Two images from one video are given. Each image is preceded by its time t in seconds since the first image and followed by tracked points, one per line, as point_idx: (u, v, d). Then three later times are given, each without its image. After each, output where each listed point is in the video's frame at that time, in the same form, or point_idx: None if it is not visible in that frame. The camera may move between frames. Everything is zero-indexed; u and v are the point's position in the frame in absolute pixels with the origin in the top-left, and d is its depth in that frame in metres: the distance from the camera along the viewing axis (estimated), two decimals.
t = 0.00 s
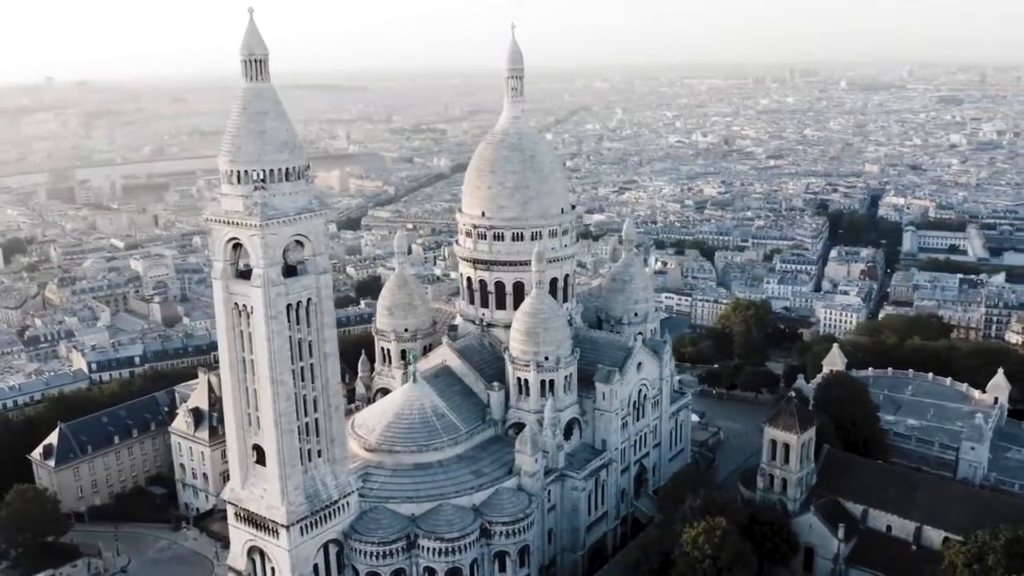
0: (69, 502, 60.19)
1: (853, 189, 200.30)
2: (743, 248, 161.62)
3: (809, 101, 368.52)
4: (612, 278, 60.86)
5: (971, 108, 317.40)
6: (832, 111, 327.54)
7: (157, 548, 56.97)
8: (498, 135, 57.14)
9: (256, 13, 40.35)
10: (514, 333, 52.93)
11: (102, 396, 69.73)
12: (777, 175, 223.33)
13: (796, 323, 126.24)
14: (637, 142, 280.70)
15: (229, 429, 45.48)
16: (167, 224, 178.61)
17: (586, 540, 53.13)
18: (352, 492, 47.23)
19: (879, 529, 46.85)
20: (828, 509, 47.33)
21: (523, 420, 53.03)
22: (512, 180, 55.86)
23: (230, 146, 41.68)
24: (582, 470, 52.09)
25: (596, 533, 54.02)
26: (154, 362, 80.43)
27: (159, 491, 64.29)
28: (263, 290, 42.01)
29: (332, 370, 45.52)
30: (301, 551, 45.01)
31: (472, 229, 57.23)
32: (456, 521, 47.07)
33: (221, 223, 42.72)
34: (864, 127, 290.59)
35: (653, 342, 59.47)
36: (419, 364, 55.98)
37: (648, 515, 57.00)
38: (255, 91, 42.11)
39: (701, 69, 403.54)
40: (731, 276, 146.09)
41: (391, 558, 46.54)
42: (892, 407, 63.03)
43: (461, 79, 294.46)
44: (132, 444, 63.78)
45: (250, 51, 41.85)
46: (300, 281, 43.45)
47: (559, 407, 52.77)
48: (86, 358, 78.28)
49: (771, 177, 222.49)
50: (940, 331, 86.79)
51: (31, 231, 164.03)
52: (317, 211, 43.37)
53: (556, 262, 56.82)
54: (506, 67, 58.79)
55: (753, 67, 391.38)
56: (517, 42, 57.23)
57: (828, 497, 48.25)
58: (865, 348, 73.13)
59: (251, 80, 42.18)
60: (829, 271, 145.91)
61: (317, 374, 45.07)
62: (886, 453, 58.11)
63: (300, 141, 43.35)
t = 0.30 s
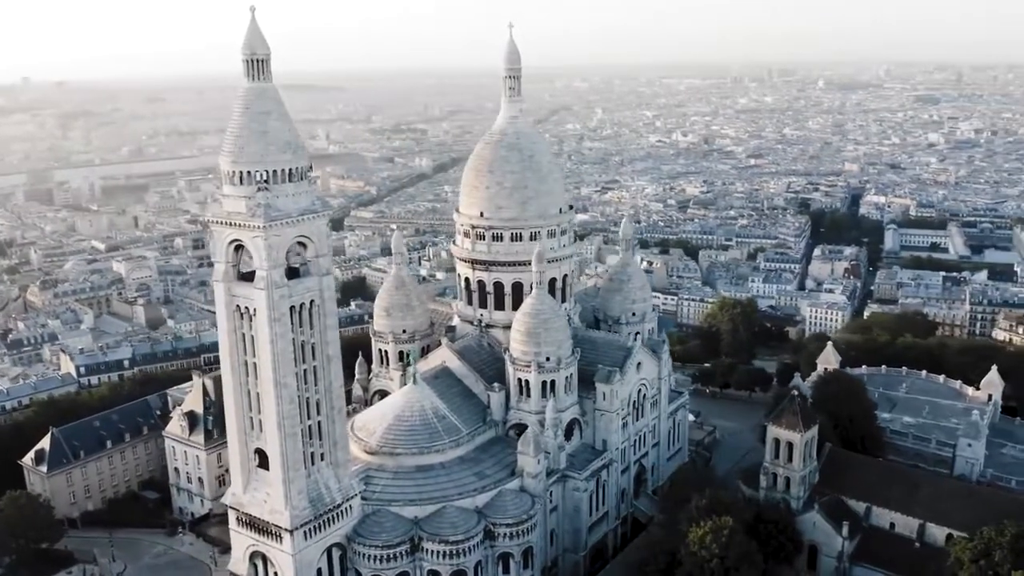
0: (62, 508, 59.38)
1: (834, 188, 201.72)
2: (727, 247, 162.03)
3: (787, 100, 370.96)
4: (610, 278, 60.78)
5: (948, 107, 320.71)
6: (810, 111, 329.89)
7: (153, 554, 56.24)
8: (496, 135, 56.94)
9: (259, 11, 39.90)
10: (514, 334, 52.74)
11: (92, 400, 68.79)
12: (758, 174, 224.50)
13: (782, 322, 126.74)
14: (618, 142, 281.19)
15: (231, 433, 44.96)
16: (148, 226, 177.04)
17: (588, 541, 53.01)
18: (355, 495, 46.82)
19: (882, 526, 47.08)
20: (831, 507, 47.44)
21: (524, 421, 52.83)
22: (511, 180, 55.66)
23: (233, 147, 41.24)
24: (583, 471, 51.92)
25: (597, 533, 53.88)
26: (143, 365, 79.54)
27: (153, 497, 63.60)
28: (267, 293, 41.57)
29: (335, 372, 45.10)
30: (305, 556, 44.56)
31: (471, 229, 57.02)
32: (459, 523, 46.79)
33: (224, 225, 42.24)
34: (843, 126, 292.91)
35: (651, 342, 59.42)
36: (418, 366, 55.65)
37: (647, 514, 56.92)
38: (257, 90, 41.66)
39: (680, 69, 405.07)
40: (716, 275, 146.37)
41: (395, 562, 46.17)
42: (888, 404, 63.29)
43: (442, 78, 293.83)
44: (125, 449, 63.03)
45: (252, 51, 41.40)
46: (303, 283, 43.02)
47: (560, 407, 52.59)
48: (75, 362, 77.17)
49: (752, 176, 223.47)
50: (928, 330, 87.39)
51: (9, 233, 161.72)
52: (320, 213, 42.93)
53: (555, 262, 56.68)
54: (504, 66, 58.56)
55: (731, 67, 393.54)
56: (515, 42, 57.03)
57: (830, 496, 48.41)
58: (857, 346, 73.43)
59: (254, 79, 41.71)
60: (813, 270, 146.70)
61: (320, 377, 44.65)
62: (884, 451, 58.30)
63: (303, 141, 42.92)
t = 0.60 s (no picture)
0: (51, 514, 58.51)
1: (811, 187, 203.32)
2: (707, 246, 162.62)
3: (761, 100, 373.59)
4: (603, 278, 60.73)
5: (920, 106, 324.20)
6: (785, 110, 332.14)
7: (145, 560, 55.50)
8: (490, 134, 56.76)
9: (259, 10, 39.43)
10: (511, 334, 52.60)
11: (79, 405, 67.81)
12: (736, 174, 225.71)
13: (764, 319, 127.23)
14: (595, 141, 281.62)
15: (229, 437, 44.43)
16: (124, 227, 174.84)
17: (586, 541, 52.87)
18: (355, 498, 46.42)
19: (881, 523, 47.54)
20: (832, 504, 47.68)
21: (522, 421, 52.67)
22: (506, 180, 55.51)
23: (232, 148, 40.77)
24: (582, 471, 51.81)
25: (595, 533, 53.81)
26: (128, 369, 78.59)
27: (143, 502, 62.86)
28: (267, 295, 41.10)
29: (335, 375, 44.70)
30: (306, 560, 44.10)
31: (465, 229, 56.82)
32: (460, 525, 46.56)
33: (222, 227, 41.71)
34: (817, 125, 295.38)
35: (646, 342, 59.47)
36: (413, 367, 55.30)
37: (644, 513, 56.87)
38: (257, 90, 41.24)
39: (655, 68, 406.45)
40: (697, 274, 146.75)
41: (396, 565, 45.84)
42: (879, 402, 63.67)
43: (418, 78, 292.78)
44: (113, 454, 62.24)
45: (250, 50, 40.92)
46: (303, 285, 42.54)
47: (558, 408, 52.47)
48: (59, 365, 75.96)
49: (729, 175, 224.67)
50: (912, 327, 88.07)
51: None
52: (321, 213, 42.52)
53: (550, 262, 56.59)
54: (498, 65, 58.37)
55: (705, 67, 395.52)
56: (509, 41, 56.86)
57: (830, 493, 48.71)
58: (846, 344, 73.81)
59: (253, 79, 41.27)
60: (794, 268, 147.70)
61: (319, 379, 44.21)
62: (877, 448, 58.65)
63: (301, 142, 42.49)
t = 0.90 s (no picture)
0: (41, 521, 57.73)
1: (789, 186, 204.56)
2: (688, 245, 163.05)
3: (737, 99, 375.69)
4: (598, 278, 60.63)
5: (894, 105, 327.51)
6: (761, 109, 334.29)
7: (139, 567, 54.76)
8: (485, 134, 56.59)
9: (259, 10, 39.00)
10: (509, 335, 52.38)
11: (66, 409, 66.85)
12: (715, 173, 226.73)
13: (747, 318, 127.67)
14: (573, 141, 281.90)
15: (228, 441, 43.88)
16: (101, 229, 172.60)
17: (585, 542, 52.75)
18: (356, 502, 46.01)
19: (881, 520, 47.79)
20: (831, 501, 47.88)
21: (520, 423, 52.47)
22: (502, 180, 55.32)
23: (232, 149, 40.28)
24: (581, 471, 51.68)
25: (594, 534, 53.69)
26: (115, 373, 77.59)
27: (134, 507, 62.08)
28: (268, 297, 40.59)
29: (335, 377, 44.26)
30: (308, 565, 43.65)
31: (461, 230, 56.57)
32: (462, 528, 46.29)
33: (221, 228, 41.19)
34: (794, 124, 297.47)
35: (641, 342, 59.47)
36: (410, 369, 54.95)
37: (641, 513, 56.80)
38: (256, 90, 40.74)
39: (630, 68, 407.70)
40: (679, 273, 146.98)
41: (398, 569, 45.51)
42: (871, 399, 64.00)
43: (395, 77, 291.56)
44: (103, 459, 61.45)
45: (250, 50, 40.48)
46: (304, 287, 42.09)
47: (556, 408, 52.30)
48: (44, 370, 74.80)
49: (708, 174, 225.66)
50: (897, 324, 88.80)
51: None
52: (321, 215, 42.12)
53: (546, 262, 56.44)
54: (492, 65, 58.20)
55: (681, 67, 397.40)
56: (504, 41, 56.72)
57: (830, 491, 48.91)
58: (835, 341, 74.22)
59: (252, 79, 40.79)
60: (774, 267, 148.44)
61: (320, 382, 43.76)
62: (871, 445, 58.94)
63: (301, 143, 42.06)
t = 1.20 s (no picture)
0: (34, 527, 56.99)
1: (770, 185, 205.49)
2: (671, 245, 163.34)
3: (715, 99, 377.52)
4: (595, 278, 60.55)
5: (871, 104, 330.37)
6: (740, 109, 336.07)
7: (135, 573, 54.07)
8: (483, 134, 56.38)
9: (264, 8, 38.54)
10: (510, 336, 52.23)
11: (56, 414, 66.06)
12: (696, 172, 227.49)
13: (733, 317, 128.02)
14: (553, 140, 281.96)
15: (231, 445, 43.37)
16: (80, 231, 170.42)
17: (587, 542, 52.63)
18: (359, 505, 45.61)
19: (884, 517, 48.05)
20: (834, 499, 48.06)
21: (522, 424, 52.29)
22: (500, 180, 55.13)
23: (236, 149, 39.80)
24: (583, 472, 51.54)
25: (596, 534, 53.58)
26: (103, 377, 76.66)
27: (127, 513, 61.41)
28: (273, 299, 40.13)
29: (339, 379, 43.84)
30: (313, 569, 43.24)
31: (458, 230, 56.34)
32: (467, 530, 46.05)
33: (223, 229, 40.67)
34: (772, 124, 299.21)
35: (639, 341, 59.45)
36: (409, 370, 54.65)
37: (641, 513, 56.77)
38: (260, 90, 40.29)
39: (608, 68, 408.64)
40: (663, 272, 147.15)
41: (403, 572, 45.20)
42: (866, 397, 64.27)
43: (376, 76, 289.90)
44: (95, 464, 60.78)
45: (253, 49, 40.06)
46: (308, 289, 41.64)
47: (557, 409, 52.14)
48: (32, 374, 73.75)
49: (688, 173, 226.40)
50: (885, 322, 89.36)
51: None
52: (325, 216, 41.72)
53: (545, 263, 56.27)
54: (489, 65, 57.98)
55: (659, 67, 398.85)
56: (501, 40, 56.52)
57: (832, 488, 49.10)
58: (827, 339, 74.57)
59: (256, 78, 40.31)
60: (758, 266, 149.02)
61: (324, 385, 43.31)
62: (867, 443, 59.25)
63: (304, 143, 41.63)
